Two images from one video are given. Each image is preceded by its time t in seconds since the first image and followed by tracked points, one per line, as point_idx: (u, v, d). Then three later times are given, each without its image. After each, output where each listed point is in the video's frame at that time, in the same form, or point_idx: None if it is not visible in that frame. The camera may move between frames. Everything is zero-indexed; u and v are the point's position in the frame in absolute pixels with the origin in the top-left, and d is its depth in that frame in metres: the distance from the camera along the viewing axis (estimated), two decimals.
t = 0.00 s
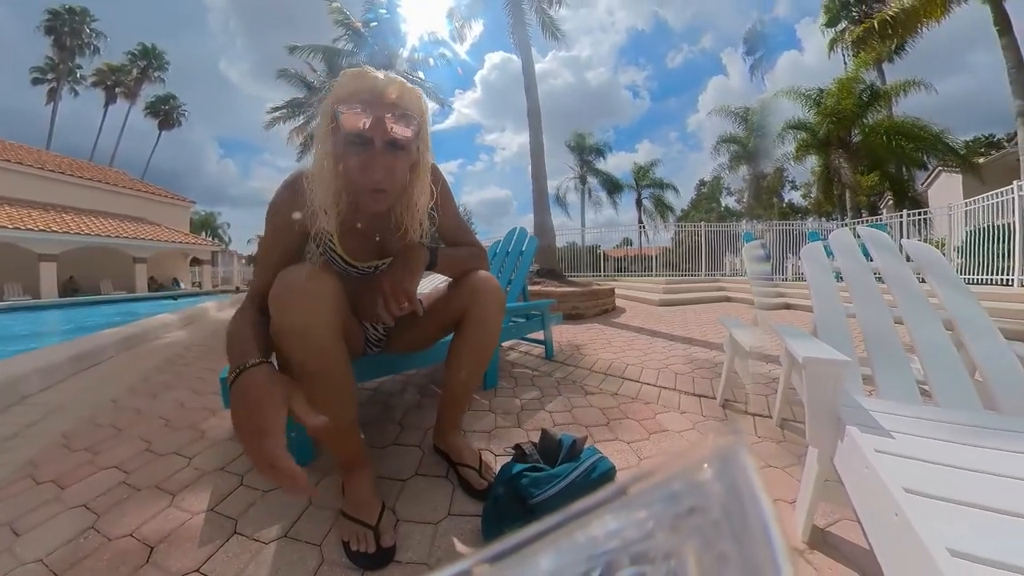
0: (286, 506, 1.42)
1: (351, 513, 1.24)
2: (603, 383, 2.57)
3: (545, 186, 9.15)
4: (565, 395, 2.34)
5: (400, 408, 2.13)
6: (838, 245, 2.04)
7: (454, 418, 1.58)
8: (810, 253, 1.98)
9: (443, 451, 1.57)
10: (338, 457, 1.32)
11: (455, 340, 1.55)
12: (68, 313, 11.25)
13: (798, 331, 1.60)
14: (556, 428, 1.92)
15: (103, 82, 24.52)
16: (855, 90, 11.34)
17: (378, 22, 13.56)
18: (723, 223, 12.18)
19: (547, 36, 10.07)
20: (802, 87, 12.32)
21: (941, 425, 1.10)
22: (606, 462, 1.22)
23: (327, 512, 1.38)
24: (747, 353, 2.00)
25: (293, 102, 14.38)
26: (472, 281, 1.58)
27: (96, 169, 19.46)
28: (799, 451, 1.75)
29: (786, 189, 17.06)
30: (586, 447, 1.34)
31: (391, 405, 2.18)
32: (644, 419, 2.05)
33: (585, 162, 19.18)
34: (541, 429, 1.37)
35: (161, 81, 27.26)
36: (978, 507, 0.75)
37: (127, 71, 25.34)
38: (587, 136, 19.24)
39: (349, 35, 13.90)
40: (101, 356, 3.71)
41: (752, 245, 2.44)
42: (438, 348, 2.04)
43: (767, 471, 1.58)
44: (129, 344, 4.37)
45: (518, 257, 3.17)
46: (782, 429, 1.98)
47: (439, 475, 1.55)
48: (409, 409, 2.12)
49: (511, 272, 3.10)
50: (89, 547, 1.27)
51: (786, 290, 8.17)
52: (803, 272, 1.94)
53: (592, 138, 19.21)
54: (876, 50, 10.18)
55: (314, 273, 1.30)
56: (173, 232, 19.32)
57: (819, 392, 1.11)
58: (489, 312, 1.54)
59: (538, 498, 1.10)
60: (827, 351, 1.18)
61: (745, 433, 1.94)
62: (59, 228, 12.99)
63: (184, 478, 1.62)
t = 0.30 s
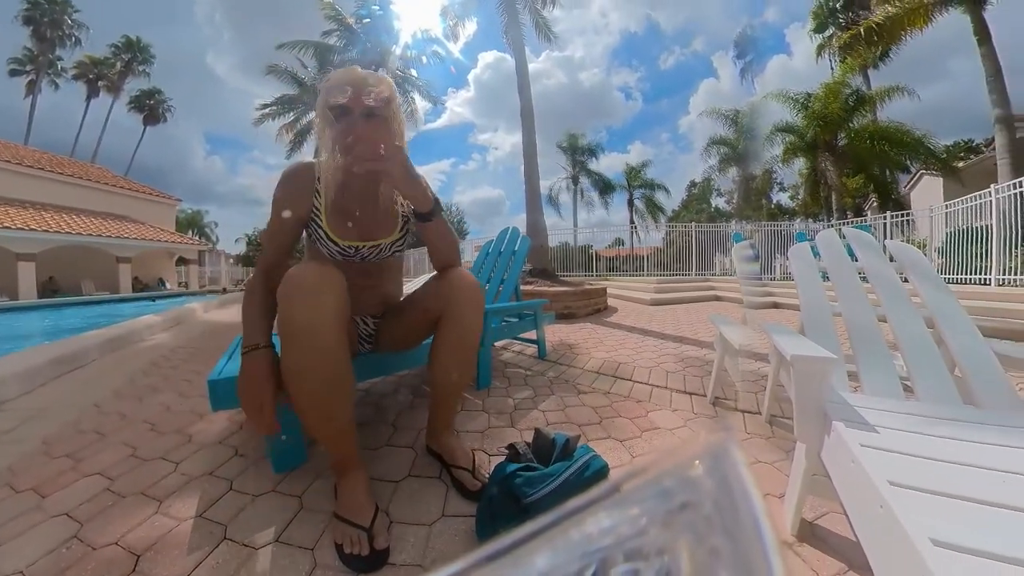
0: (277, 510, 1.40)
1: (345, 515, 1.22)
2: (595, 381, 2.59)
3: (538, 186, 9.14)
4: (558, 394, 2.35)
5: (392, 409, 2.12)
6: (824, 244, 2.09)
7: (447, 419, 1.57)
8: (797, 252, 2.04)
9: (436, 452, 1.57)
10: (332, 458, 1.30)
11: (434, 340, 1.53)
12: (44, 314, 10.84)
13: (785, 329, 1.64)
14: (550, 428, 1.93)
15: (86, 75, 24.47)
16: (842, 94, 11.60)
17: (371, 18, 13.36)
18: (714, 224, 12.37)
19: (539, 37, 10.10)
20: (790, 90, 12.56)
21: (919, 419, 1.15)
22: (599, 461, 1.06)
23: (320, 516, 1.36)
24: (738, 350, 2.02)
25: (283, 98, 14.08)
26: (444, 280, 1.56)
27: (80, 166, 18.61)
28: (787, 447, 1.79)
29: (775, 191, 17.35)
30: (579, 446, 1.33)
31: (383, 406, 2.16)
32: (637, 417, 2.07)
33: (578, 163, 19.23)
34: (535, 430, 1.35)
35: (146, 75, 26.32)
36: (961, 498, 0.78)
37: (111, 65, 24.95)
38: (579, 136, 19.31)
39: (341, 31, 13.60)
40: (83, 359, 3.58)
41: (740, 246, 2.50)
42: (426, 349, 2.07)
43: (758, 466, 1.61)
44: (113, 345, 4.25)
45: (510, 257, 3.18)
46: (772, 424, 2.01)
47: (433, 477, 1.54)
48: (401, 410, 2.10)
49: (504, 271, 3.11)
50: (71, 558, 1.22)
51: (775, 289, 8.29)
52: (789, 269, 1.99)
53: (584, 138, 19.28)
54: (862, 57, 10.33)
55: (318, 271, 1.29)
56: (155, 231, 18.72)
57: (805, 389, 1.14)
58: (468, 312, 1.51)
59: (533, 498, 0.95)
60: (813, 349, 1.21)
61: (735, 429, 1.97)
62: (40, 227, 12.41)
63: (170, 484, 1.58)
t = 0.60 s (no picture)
0: (269, 514, 1.37)
1: (337, 518, 1.20)
2: (587, 380, 2.61)
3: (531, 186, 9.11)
4: (551, 394, 2.36)
5: (384, 410, 2.11)
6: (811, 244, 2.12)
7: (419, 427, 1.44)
8: (785, 252, 2.07)
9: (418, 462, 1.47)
10: (325, 459, 1.28)
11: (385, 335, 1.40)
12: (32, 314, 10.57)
13: (773, 328, 1.67)
14: (542, 427, 1.93)
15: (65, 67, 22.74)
16: (829, 98, 11.85)
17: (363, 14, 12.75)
18: (704, 225, 12.57)
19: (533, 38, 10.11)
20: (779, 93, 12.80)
21: (899, 413, 1.19)
22: (593, 459, 1.20)
23: (312, 519, 1.34)
24: (727, 348, 2.06)
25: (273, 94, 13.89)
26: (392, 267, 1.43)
27: (61, 162, 17.88)
28: (777, 442, 1.83)
29: (764, 193, 17.66)
30: (572, 444, 1.34)
31: (375, 408, 2.14)
32: (630, 415, 2.09)
33: (571, 164, 19.32)
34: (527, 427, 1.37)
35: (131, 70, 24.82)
36: (940, 489, 0.81)
37: (93, 58, 23.10)
38: (572, 137, 19.37)
39: (332, 27, 13.15)
40: (64, 363, 3.46)
41: (730, 245, 2.56)
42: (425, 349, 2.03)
43: (748, 462, 1.64)
44: (96, 347, 4.10)
45: (502, 257, 3.19)
46: (762, 421, 2.05)
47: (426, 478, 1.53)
48: (394, 411, 2.09)
49: (496, 272, 3.11)
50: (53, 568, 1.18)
51: (764, 288, 8.44)
52: (777, 267, 2.03)
53: (577, 139, 19.34)
54: (849, 62, 10.56)
55: (313, 268, 1.26)
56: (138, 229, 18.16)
57: (794, 386, 1.17)
58: (425, 299, 1.40)
59: (525, 497, 1.09)
60: (798, 347, 1.24)
61: (727, 426, 2.00)
62: (19, 225, 11.86)
63: (157, 490, 1.54)
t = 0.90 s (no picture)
0: (259, 518, 1.35)
1: (330, 522, 1.19)
2: (580, 380, 2.63)
3: (523, 185, 9.12)
4: (544, 393, 2.37)
5: (376, 412, 2.11)
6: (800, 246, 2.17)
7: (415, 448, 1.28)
8: (773, 253, 2.12)
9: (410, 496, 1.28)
10: (316, 461, 1.25)
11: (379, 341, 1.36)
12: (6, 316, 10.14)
13: (761, 327, 1.70)
14: (536, 426, 1.94)
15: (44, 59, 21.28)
16: (817, 103, 12.15)
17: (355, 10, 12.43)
18: (695, 225, 12.79)
19: (526, 37, 10.08)
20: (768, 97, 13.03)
21: (884, 409, 1.22)
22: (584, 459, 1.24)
23: (304, 523, 1.32)
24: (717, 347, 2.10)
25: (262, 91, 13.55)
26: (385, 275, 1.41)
27: (36, 156, 17.15)
28: (766, 438, 1.88)
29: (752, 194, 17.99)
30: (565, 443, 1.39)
31: (367, 411, 2.13)
32: (622, 413, 2.12)
33: (564, 165, 19.35)
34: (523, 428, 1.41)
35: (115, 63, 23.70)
36: (925, 481, 0.84)
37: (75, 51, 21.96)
38: (564, 138, 19.43)
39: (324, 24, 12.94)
40: (44, 365, 3.35)
41: (720, 246, 2.61)
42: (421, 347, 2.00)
43: (738, 459, 1.68)
44: (78, 349, 3.97)
45: (495, 257, 3.20)
46: (750, 418, 2.09)
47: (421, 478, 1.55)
48: (386, 413, 2.08)
49: (489, 272, 3.12)
50: None
51: (753, 288, 8.59)
52: (766, 268, 2.08)
53: (569, 139, 19.41)
54: (835, 67, 10.84)
55: (311, 267, 1.25)
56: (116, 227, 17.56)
57: (783, 383, 1.20)
58: (416, 301, 1.34)
59: (518, 496, 1.18)
60: (788, 346, 1.26)
61: (717, 423, 2.04)
62: None
63: (144, 496, 1.50)
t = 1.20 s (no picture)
0: (249, 524, 1.32)
1: (322, 525, 1.17)
2: (573, 379, 2.64)
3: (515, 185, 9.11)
4: (537, 392, 2.37)
5: (369, 415, 2.09)
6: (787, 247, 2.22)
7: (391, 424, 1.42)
8: (762, 253, 2.16)
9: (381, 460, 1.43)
10: (307, 462, 1.23)
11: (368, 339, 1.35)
12: None
13: (752, 325, 1.73)
14: (529, 426, 1.95)
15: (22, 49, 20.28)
16: (804, 107, 12.47)
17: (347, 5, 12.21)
18: (685, 225, 12.90)
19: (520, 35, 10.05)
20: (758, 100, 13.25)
21: (868, 404, 1.26)
22: (577, 457, 1.24)
23: (296, 527, 1.30)
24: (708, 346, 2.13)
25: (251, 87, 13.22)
26: (369, 265, 1.39)
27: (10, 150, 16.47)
28: (756, 435, 1.91)
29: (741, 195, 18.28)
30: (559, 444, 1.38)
31: (359, 413, 2.11)
32: (615, 412, 2.13)
33: (557, 165, 19.39)
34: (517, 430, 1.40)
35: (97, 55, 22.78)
36: (913, 475, 0.87)
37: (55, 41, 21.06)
38: (556, 138, 19.47)
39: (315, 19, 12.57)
40: (24, 368, 3.23)
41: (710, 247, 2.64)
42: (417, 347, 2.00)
43: (729, 455, 1.71)
44: (59, 352, 3.82)
45: (488, 256, 3.19)
46: (740, 415, 2.13)
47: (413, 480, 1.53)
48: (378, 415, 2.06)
49: (481, 271, 3.11)
50: None
51: (742, 288, 8.75)
52: (755, 269, 2.12)
53: (561, 139, 19.46)
54: (823, 72, 11.10)
55: (299, 265, 1.23)
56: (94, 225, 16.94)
57: (771, 381, 1.22)
58: (404, 297, 1.34)
59: (513, 499, 1.16)
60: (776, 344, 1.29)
61: (708, 420, 2.08)
62: None
63: (129, 503, 1.45)
